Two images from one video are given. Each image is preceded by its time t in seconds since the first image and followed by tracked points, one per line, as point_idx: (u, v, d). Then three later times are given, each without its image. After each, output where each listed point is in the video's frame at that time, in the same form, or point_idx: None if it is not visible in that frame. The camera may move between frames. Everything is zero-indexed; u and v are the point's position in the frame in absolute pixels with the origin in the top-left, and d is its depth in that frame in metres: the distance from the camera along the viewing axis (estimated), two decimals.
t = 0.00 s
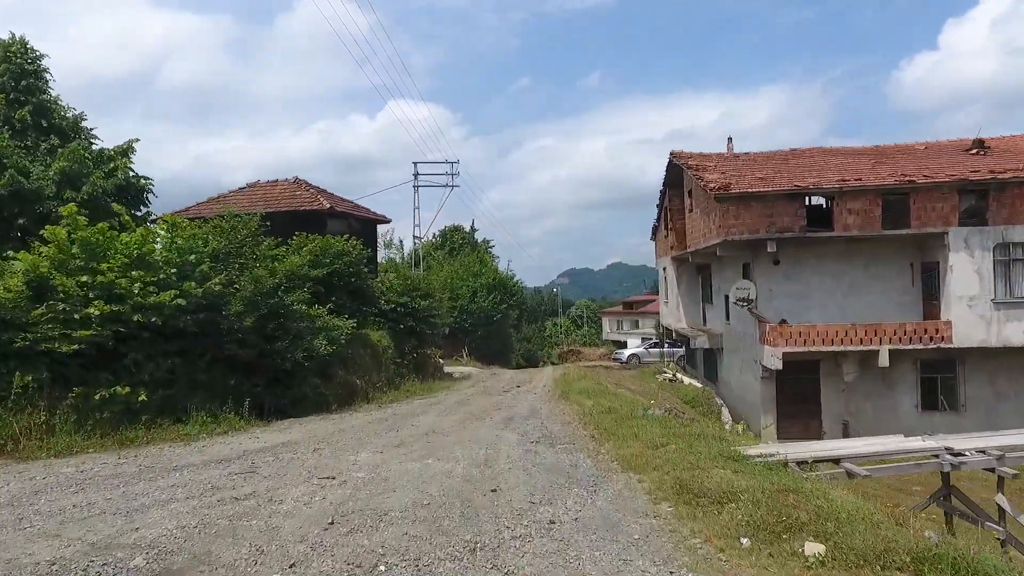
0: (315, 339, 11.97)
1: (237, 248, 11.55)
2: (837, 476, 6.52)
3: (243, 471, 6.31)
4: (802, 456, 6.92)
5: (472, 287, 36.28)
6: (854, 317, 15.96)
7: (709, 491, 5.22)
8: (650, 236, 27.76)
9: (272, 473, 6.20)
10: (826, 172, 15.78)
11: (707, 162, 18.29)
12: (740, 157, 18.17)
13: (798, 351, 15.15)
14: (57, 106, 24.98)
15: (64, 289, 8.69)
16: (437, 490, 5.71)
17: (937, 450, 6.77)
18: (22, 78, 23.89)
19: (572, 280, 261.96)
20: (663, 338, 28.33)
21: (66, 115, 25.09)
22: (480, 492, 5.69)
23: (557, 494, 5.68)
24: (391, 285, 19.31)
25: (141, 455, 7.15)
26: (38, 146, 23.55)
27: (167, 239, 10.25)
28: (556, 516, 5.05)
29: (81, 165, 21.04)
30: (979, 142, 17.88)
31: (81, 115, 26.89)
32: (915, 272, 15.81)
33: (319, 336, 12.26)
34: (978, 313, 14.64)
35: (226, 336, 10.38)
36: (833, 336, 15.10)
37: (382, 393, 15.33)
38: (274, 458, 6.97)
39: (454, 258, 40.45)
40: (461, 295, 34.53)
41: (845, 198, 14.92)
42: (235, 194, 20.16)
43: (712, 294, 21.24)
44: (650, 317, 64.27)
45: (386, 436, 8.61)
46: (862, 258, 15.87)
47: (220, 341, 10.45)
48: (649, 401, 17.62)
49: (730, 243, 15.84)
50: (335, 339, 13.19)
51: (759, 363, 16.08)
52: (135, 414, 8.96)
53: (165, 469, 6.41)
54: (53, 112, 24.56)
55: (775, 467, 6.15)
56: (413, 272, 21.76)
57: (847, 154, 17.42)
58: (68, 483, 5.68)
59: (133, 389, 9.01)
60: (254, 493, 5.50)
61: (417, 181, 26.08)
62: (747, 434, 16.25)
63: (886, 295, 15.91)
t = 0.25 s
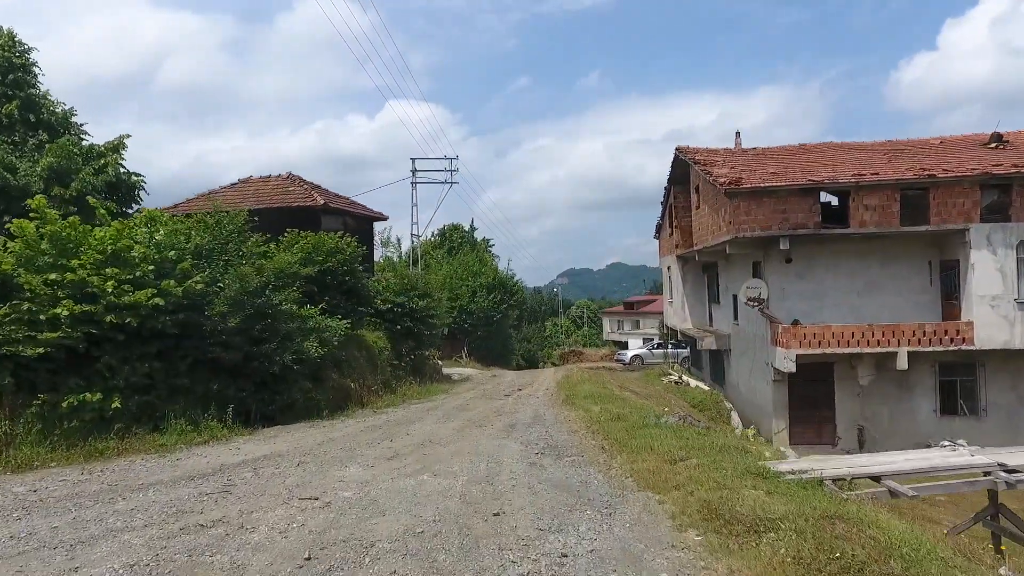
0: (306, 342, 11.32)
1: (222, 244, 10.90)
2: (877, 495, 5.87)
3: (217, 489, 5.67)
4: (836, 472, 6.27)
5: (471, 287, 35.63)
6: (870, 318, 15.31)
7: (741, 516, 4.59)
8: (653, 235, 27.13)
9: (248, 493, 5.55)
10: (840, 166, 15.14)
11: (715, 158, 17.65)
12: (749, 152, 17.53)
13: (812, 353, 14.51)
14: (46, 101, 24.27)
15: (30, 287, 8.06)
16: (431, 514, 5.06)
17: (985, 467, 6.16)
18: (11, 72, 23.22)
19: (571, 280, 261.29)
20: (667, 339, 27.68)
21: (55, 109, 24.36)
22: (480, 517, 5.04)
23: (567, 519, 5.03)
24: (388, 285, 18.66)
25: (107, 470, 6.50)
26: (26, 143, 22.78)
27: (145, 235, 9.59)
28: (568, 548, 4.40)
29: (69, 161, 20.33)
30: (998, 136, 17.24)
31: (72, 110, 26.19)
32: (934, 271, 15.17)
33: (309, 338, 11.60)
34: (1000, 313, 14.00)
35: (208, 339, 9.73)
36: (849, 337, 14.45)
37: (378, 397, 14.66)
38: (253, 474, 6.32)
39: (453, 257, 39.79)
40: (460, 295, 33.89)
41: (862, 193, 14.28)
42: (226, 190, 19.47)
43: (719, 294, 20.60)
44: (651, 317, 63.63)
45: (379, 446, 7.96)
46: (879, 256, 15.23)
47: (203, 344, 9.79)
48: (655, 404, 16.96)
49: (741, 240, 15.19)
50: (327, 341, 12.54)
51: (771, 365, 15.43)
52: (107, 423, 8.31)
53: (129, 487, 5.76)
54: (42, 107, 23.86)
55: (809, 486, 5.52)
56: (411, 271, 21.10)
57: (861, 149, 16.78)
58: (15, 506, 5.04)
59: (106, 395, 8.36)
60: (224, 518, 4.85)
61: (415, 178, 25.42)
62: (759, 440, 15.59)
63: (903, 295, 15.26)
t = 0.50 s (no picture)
0: (295, 344, 10.67)
1: (206, 240, 10.27)
2: (930, 520, 5.23)
3: (185, 512, 5.03)
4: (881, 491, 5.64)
5: (471, 287, 35.00)
6: (888, 318, 14.66)
7: (784, 548, 3.96)
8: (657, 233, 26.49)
9: (219, 518, 4.90)
10: (857, 160, 14.48)
11: (724, 152, 17.01)
12: (760, 146, 16.89)
13: (828, 354, 13.87)
14: (35, 96, 23.58)
15: None
16: (425, 544, 4.42)
17: None
18: None
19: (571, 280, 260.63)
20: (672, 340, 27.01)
21: (44, 104, 23.68)
22: (481, 548, 4.39)
23: (582, 549, 4.39)
24: (385, 284, 18.02)
25: (67, 488, 5.87)
26: (13, 139, 22.09)
27: (122, 229, 8.98)
28: None
29: (57, 157, 19.67)
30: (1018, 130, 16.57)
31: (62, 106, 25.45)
32: (954, 269, 14.52)
33: (299, 340, 10.96)
34: None
35: (189, 341, 9.13)
36: (866, 338, 13.81)
37: (373, 401, 14.01)
38: (229, 492, 5.68)
39: (452, 256, 39.13)
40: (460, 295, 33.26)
41: (880, 188, 13.63)
42: (218, 187, 18.81)
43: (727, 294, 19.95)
44: (653, 318, 63.02)
45: (371, 458, 7.32)
46: (897, 253, 14.59)
47: (184, 346, 9.15)
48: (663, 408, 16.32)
49: (753, 237, 14.54)
50: (318, 343, 11.90)
51: (784, 368, 14.79)
52: (76, 432, 7.71)
53: (86, 509, 5.12)
54: (30, 102, 23.19)
55: (854, 509, 4.88)
56: (409, 270, 20.46)
57: (876, 142, 16.14)
58: None
59: (75, 402, 7.74)
60: (186, 551, 4.20)
61: (413, 175, 24.77)
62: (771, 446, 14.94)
63: (922, 294, 14.61)
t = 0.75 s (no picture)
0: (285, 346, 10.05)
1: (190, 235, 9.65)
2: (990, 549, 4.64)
3: (147, 541, 4.41)
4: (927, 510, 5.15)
5: (471, 287, 34.40)
6: (906, 318, 14.05)
7: None
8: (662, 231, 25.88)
9: (185, 548, 4.29)
10: (875, 152, 13.86)
11: (734, 146, 16.38)
12: (771, 140, 16.26)
13: (845, 356, 13.24)
14: (25, 91, 22.89)
15: None
16: None
17: None
18: None
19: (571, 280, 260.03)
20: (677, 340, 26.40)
21: (33, 98, 23.04)
22: None
23: None
24: (382, 282, 17.40)
25: (23, 508, 5.26)
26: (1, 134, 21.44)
27: (97, 223, 8.36)
28: None
29: (46, 152, 19.04)
30: None
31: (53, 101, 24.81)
32: (977, 268, 13.90)
33: (289, 342, 10.33)
34: None
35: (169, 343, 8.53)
36: (886, 340, 13.19)
37: (369, 405, 13.39)
38: (202, 515, 5.06)
39: (452, 255, 38.51)
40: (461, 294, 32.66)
41: (900, 181, 13.01)
42: (210, 182, 18.19)
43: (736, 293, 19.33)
44: (654, 317, 62.44)
45: (363, 470, 6.71)
46: (916, 251, 13.97)
47: (164, 348, 8.53)
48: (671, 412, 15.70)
49: (766, 234, 13.91)
50: (310, 345, 11.27)
51: (798, 370, 14.17)
52: (43, 441, 7.10)
53: (35, 537, 4.49)
54: (19, 96, 22.55)
55: (912, 537, 4.27)
56: (408, 269, 19.83)
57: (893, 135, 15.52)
58: None
59: (42, 410, 7.14)
60: None
61: (412, 171, 24.14)
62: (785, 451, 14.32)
63: (944, 294, 13.99)
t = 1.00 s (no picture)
0: (274, 348, 9.45)
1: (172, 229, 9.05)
2: None
3: None
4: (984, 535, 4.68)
5: (471, 286, 33.77)
6: (927, 319, 13.44)
7: None
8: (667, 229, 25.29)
9: None
10: (894, 145, 13.25)
11: (745, 140, 15.78)
12: (783, 133, 15.66)
13: (865, 358, 12.63)
14: (14, 85, 22.25)
15: None
16: None
17: None
18: None
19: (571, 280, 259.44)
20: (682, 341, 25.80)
21: (22, 93, 22.40)
22: None
23: None
24: (379, 281, 16.79)
25: None
26: None
27: (70, 216, 7.77)
28: None
29: (34, 148, 18.41)
30: None
31: (43, 96, 24.16)
32: (1000, 265, 13.31)
33: (278, 343, 9.75)
34: None
35: (147, 345, 7.93)
36: (907, 341, 12.58)
37: (364, 410, 12.75)
38: (169, 544, 4.44)
39: (452, 255, 37.89)
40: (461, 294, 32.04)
41: (922, 175, 12.41)
42: (202, 178, 17.57)
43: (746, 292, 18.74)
44: (655, 317, 61.86)
45: (356, 486, 6.11)
46: (938, 248, 13.37)
47: (142, 351, 7.93)
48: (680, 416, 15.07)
49: (780, 230, 13.30)
50: (302, 348, 10.68)
51: (814, 372, 13.56)
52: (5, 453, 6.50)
53: None
54: (7, 90, 21.90)
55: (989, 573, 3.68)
56: (407, 267, 19.22)
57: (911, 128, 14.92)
58: None
59: (5, 418, 6.54)
60: None
61: (411, 168, 23.53)
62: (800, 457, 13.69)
63: (966, 293, 13.38)
